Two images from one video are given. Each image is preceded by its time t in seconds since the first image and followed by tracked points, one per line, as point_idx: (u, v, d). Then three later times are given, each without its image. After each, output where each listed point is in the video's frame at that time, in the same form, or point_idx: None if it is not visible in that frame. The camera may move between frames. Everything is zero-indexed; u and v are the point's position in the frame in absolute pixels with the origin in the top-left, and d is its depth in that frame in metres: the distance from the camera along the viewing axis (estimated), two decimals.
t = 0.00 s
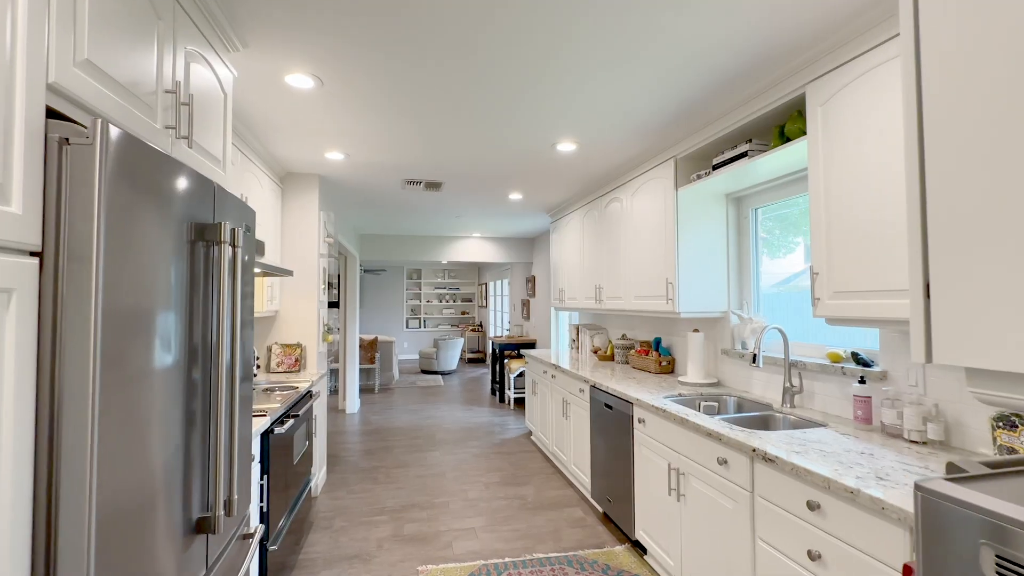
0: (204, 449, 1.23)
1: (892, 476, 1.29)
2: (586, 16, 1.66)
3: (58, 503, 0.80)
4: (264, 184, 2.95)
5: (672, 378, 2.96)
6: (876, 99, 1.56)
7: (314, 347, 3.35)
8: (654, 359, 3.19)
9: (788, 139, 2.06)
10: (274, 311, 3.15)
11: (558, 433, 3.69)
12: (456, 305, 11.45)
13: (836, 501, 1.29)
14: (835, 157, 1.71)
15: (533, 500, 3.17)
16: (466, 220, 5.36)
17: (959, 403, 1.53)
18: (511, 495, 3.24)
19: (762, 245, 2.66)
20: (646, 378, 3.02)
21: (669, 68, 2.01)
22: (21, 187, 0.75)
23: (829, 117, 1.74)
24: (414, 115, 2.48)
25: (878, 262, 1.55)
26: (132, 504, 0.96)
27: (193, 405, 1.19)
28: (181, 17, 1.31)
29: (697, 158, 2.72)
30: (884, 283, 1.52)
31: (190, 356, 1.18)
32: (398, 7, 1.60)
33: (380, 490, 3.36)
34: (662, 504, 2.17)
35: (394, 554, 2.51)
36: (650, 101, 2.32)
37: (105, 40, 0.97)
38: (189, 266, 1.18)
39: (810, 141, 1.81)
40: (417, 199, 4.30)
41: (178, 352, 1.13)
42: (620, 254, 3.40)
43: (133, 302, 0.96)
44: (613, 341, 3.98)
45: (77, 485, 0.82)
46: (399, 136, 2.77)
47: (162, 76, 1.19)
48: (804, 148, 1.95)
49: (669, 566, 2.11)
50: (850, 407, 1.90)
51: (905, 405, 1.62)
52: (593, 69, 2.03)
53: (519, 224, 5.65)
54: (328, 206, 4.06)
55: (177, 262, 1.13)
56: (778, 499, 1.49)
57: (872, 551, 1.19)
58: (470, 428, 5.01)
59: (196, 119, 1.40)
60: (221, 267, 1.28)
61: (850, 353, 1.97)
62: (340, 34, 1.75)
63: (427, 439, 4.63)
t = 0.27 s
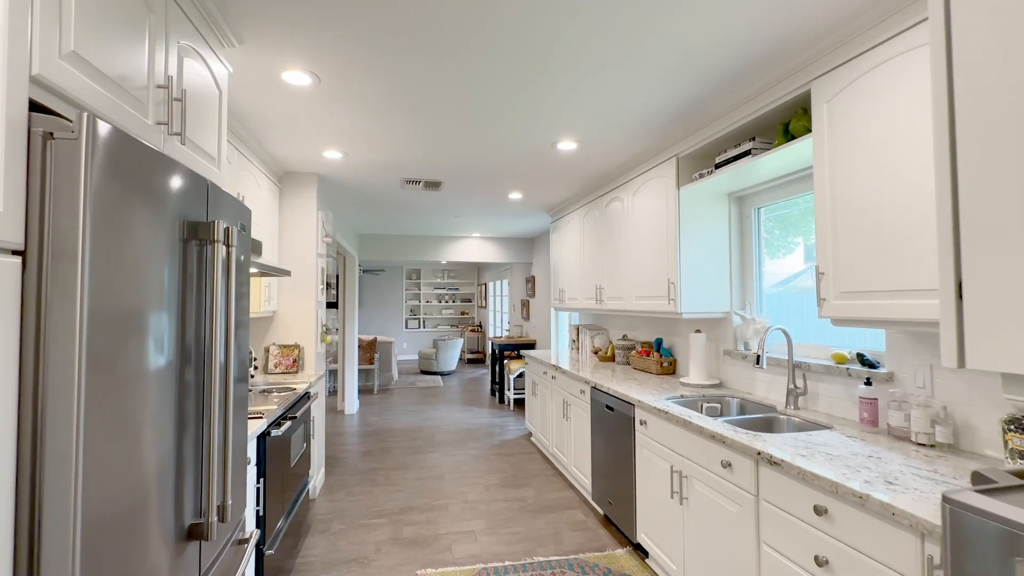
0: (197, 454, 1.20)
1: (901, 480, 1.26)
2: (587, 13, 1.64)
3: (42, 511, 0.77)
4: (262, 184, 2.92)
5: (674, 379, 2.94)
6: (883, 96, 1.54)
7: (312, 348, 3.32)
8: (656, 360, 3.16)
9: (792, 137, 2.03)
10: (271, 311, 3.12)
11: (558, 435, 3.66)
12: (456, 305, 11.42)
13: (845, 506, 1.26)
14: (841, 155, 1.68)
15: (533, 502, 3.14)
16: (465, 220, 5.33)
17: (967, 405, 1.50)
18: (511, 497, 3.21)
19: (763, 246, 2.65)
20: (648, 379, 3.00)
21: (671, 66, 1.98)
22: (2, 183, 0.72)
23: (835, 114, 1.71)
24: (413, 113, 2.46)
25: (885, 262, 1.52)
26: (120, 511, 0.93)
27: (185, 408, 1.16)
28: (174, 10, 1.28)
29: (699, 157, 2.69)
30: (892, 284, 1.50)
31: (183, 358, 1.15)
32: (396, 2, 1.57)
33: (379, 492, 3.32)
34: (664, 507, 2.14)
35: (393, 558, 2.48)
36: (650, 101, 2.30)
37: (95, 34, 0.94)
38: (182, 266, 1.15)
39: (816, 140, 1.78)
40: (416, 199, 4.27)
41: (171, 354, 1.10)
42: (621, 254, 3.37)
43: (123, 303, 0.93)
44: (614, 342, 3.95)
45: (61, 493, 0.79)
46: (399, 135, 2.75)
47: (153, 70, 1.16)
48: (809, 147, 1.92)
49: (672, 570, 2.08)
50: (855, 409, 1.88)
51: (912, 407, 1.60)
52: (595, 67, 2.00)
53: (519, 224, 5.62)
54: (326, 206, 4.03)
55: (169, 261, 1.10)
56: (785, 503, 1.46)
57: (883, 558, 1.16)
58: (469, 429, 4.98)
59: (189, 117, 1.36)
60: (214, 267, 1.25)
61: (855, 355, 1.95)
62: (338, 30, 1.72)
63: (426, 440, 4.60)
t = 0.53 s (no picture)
0: (190, 458, 1.17)
1: (911, 485, 1.23)
2: (589, 9, 1.61)
3: (23, 522, 0.73)
4: (258, 182, 2.89)
5: (676, 381, 2.91)
6: (890, 93, 1.51)
7: (309, 349, 3.29)
8: (657, 361, 3.13)
9: (796, 134, 1.99)
10: (269, 311, 3.09)
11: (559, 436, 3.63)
12: (455, 305, 11.39)
13: (853, 511, 1.23)
14: (847, 153, 1.65)
15: (533, 504, 3.11)
16: (465, 220, 5.30)
17: (977, 407, 1.47)
18: (511, 500, 3.18)
19: (766, 245, 2.62)
20: (649, 380, 2.97)
21: (674, 64, 1.95)
22: None
23: (841, 111, 1.67)
24: (413, 111, 2.43)
25: (893, 261, 1.49)
26: (107, 520, 0.89)
27: (178, 411, 1.13)
28: (166, 3, 1.25)
29: (702, 155, 2.65)
30: (900, 284, 1.47)
31: (175, 359, 1.11)
32: None
33: (377, 494, 3.29)
34: (666, 510, 2.11)
35: (392, 561, 2.45)
36: (651, 100, 2.28)
37: (82, 25, 0.91)
38: (174, 264, 1.12)
39: (821, 137, 1.75)
40: (415, 198, 4.23)
41: (163, 355, 1.07)
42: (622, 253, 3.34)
43: (110, 303, 0.90)
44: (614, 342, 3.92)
45: (44, 502, 0.75)
46: (398, 134, 2.72)
47: (144, 64, 1.13)
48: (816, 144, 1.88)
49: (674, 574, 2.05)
50: (861, 411, 1.85)
51: (920, 409, 1.57)
52: (597, 65, 1.97)
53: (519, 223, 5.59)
54: (325, 205, 3.99)
55: (161, 260, 1.07)
56: (791, 508, 1.43)
57: (894, 565, 1.13)
58: (469, 430, 4.95)
59: (183, 113, 1.34)
60: (207, 266, 1.21)
61: (861, 356, 1.92)
62: (335, 25, 1.68)
63: (426, 441, 4.57)
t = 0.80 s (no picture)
0: (180, 463, 1.13)
1: (921, 490, 1.20)
2: (588, 6, 1.57)
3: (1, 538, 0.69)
4: (255, 182, 2.86)
5: (677, 382, 2.88)
6: (897, 90, 1.48)
7: (307, 349, 3.25)
8: (658, 361, 3.10)
9: (801, 132, 1.96)
10: (265, 312, 3.06)
11: (559, 438, 3.61)
12: (455, 305, 11.36)
13: (862, 516, 1.20)
14: (852, 152, 1.62)
15: (533, 507, 3.08)
16: (464, 220, 5.28)
17: (987, 410, 1.44)
18: (511, 502, 3.15)
19: (769, 245, 2.58)
20: (651, 381, 2.94)
21: (677, 62, 1.92)
22: None
23: (847, 109, 1.64)
24: (412, 110, 2.40)
25: (901, 261, 1.46)
26: (91, 528, 0.86)
27: (168, 415, 1.09)
28: None
29: (704, 153, 2.62)
30: (909, 284, 1.43)
31: (164, 362, 1.08)
32: None
33: (376, 496, 3.26)
34: (668, 514, 2.08)
35: (390, 565, 2.42)
36: (653, 99, 2.24)
37: (67, 15, 0.88)
38: (164, 264, 1.08)
39: (826, 135, 1.72)
40: (415, 198, 4.21)
41: (152, 357, 1.04)
42: (622, 253, 3.32)
43: (93, 305, 0.86)
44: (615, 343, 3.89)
45: (24, 512, 0.72)
46: (396, 133, 2.69)
47: (134, 59, 1.10)
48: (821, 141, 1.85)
49: None
50: (866, 414, 1.82)
51: (927, 412, 1.53)
52: (598, 63, 1.94)
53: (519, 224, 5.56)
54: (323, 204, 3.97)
55: (149, 259, 1.03)
56: (797, 513, 1.40)
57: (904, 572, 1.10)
58: (468, 432, 4.91)
59: (174, 110, 1.30)
60: (198, 266, 1.17)
61: (866, 357, 1.89)
62: (330, 21, 1.64)
63: (425, 442, 4.54)
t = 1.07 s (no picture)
0: (171, 469, 1.10)
1: (931, 494, 1.17)
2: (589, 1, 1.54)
3: None
4: (252, 181, 2.83)
5: (678, 383, 2.85)
6: (906, 86, 1.44)
7: (305, 350, 3.22)
8: (659, 362, 3.07)
9: (805, 129, 1.93)
10: (262, 312, 3.02)
11: (559, 439, 3.58)
12: (454, 306, 11.33)
13: (870, 522, 1.17)
14: (859, 149, 1.59)
15: (532, 509, 3.05)
16: (463, 220, 5.25)
17: (997, 412, 1.41)
18: (511, 504, 3.12)
19: (772, 244, 2.55)
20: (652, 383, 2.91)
21: (680, 59, 1.89)
22: None
23: (853, 105, 1.61)
24: (411, 108, 2.36)
25: (908, 260, 1.43)
26: (75, 537, 0.83)
27: (157, 419, 1.06)
28: None
29: (706, 152, 2.59)
30: (917, 284, 1.41)
31: (154, 364, 1.04)
32: None
33: (374, 498, 3.23)
34: (671, 517, 2.05)
35: (387, 569, 2.39)
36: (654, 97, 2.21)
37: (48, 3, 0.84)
38: (152, 262, 1.05)
39: (832, 132, 1.68)
40: (414, 198, 4.18)
41: (141, 359, 1.00)
42: (623, 253, 3.29)
43: (75, 305, 0.82)
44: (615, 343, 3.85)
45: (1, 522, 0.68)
46: (394, 131, 2.66)
47: (122, 52, 1.07)
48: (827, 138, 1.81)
49: None
50: (871, 416, 1.79)
51: (935, 414, 1.50)
52: (600, 60, 1.91)
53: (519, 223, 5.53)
54: (321, 204, 3.94)
55: (137, 257, 1.00)
56: (803, 517, 1.37)
57: None
58: (468, 433, 4.88)
59: (164, 104, 1.26)
60: (190, 265, 1.14)
61: (871, 358, 1.86)
62: (326, 16, 1.61)
63: (424, 444, 4.51)
